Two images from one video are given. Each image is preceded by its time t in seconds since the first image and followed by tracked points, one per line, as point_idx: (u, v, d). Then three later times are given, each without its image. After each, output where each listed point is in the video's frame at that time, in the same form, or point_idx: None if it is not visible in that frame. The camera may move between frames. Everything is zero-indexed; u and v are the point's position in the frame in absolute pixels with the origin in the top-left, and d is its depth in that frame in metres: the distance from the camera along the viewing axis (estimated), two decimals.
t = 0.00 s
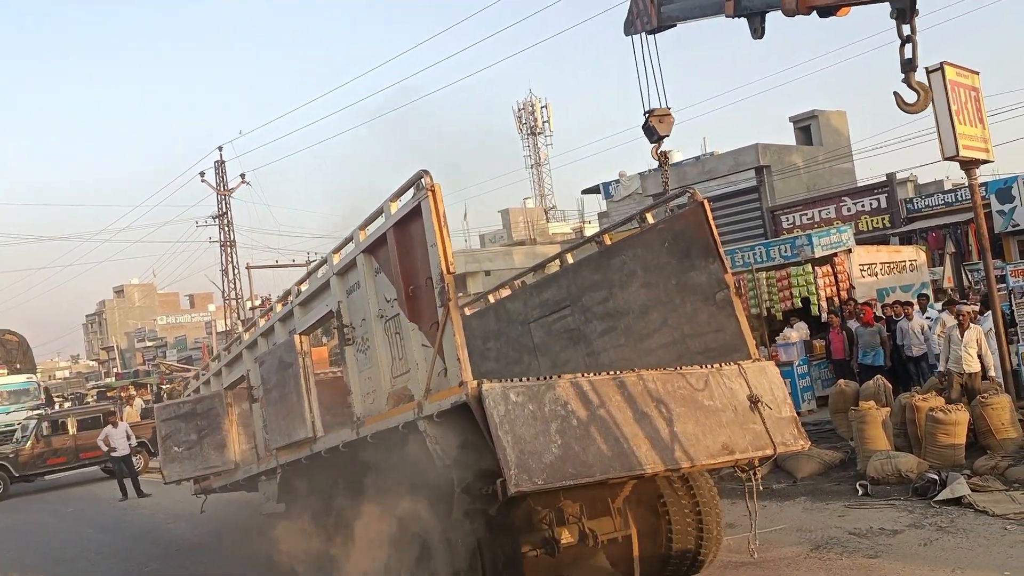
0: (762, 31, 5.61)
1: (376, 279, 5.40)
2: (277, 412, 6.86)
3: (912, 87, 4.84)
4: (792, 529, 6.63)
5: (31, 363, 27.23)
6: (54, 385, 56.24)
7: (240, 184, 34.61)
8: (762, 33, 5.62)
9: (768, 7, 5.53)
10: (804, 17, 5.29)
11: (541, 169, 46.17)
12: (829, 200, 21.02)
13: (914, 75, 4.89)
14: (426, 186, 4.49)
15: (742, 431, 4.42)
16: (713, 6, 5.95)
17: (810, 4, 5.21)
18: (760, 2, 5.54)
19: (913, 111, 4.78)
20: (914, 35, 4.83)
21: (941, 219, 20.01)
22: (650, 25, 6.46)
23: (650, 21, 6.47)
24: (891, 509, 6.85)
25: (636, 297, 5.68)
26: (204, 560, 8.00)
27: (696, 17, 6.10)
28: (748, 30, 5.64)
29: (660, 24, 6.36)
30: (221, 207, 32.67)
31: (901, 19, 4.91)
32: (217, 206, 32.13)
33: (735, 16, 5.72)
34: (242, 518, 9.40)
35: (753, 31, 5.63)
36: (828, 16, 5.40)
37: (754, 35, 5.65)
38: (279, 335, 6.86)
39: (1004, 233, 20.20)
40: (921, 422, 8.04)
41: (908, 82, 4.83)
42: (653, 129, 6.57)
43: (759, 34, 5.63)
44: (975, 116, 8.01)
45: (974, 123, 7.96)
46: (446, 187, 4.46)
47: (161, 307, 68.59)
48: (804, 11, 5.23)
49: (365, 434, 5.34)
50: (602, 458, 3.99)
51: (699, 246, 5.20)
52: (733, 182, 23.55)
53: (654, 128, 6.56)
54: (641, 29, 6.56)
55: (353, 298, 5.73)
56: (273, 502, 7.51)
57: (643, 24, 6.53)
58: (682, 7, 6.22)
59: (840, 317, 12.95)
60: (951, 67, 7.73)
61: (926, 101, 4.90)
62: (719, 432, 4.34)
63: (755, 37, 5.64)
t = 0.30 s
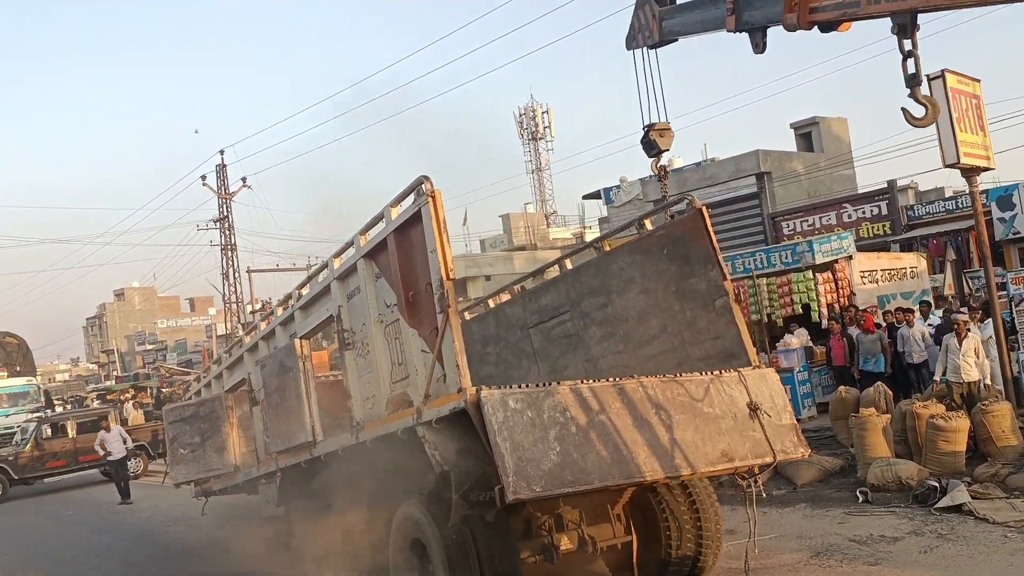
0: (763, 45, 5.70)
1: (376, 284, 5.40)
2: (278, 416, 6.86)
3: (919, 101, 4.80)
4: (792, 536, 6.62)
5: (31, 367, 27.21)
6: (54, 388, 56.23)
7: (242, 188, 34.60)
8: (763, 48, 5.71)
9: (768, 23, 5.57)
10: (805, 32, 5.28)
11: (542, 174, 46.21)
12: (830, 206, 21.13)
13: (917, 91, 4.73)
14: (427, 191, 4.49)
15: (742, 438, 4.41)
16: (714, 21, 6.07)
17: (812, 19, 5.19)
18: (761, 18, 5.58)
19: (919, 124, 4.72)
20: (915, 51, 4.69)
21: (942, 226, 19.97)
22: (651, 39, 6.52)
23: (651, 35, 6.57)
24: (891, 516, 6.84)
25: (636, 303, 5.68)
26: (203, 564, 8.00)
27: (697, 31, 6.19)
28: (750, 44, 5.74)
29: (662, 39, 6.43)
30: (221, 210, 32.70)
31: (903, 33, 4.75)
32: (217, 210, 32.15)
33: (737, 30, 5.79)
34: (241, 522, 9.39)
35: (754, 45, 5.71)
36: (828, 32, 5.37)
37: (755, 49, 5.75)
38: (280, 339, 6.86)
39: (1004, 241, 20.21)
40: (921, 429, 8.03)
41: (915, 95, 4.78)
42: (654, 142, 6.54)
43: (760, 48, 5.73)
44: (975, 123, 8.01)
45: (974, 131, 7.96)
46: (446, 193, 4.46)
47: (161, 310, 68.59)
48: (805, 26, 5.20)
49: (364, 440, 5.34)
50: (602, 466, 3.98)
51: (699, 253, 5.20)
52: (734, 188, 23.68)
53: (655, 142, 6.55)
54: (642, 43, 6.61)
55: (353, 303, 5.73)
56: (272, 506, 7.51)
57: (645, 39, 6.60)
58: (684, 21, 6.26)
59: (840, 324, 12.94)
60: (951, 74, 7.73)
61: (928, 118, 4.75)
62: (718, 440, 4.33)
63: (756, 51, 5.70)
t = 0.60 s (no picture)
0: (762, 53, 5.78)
1: (375, 285, 5.40)
2: (280, 416, 6.86)
3: (922, 108, 4.85)
4: (793, 536, 6.62)
5: (31, 368, 27.20)
6: (54, 389, 56.22)
7: (242, 189, 34.61)
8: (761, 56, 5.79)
9: (767, 31, 5.62)
10: (805, 40, 5.35)
11: (542, 174, 46.20)
12: (830, 205, 21.03)
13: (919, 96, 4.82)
14: (424, 191, 4.49)
15: (742, 438, 4.41)
16: (713, 29, 6.08)
17: (811, 27, 5.26)
18: (760, 26, 5.65)
19: (919, 130, 4.81)
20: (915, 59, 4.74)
21: (941, 225, 20.07)
22: (650, 48, 6.60)
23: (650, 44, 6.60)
24: (892, 515, 6.83)
25: (637, 303, 5.68)
26: (205, 566, 7.99)
27: (696, 39, 6.25)
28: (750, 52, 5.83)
29: (661, 47, 6.50)
30: (220, 211, 32.69)
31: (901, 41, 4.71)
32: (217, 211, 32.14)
33: (736, 39, 5.87)
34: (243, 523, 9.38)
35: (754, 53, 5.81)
36: (828, 40, 5.38)
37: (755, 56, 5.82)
38: (280, 340, 6.86)
39: (1004, 239, 20.25)
40: (921, 428, 8.03)
41: (914, 101, 4.90)
42: (650, 151, 6.56)
43: (759, 56, 5.81)
44: (974, 122, 8.01)
45: (974, 129, 7.96)
46: (445, 192, 4.45)
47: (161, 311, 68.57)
48: (804, 33, 5.28)
49: (364, 440, 5.34)
50: (601, 466, 3.98)
51: (699, 253, 5.20)
52: (732, 188, 23.63)
53: (650, 151, 6.57)
54: (641, 52, 6.69)
55: (353, 303, 5.72)
56: (273, 507, 7.50)
57: (644, 48, 6.67)
58: (683, 30, 6.34)
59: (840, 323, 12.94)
60: (951, 73, 7.72)
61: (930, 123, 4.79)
62: (718, 439, 4.33)
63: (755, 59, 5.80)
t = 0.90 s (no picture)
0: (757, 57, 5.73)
1: (370, 278, 5.39)
2: (278, 409, 6.87)
3: (907, 111, 4.92)
4: (789, 526, 6.64)
5: (27, 363, 27.16)
6: (50, 384, 56.13)
7: (236, 182, 34.50)
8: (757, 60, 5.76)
9: (761, 34, 5.58)
10: (799, 42, 5.38)
11: (537, 166, 46.13)
12: (825, 197, 21.22)
13: (909, 99, 4.86)
14: (418, 184, 4.48)
15: (739, 430, 4.41)
16: (707, 33, 6.03)
17: (805, 29, 5.29)
18: (754, 29, 5.60)
19: (906, 133, 4.87)
20: (907, 60, 4.84)
21: (936, 216, 19.99)
22: (645, 52, 6.46)
23: (643, 48, 6.49)
24: (888, 505, 6.86)
25: (634, 296, 5.68)
26: (202, 559, 7.99)
27: (691, 44, 6.16)
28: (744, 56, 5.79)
29: (655, 51, 6.36)
30: (215, 205, 32.60)
31: (894, 43, 4.95)
32: (212, 204, 32.05)
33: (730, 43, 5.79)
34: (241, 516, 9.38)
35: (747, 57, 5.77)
36: (823, 42, 5.39)
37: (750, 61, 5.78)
38: (277, 333, 6.85)
39: (998, 230, 20.31)
40: (916, 418, 8.05)
41: (904, 105, 4.91)
42: (643, 155, 6.56)
43: (753, 59, 5.77)
44: (969, 112, 8.01)
45: (969, 120, 7.96)
46: (439, 185, 4.44)
47: (156, 306, 68.40)
48: (798, 36, 5.31)
49: (360, 434, 5.34)
50: (597, 459, 3.98)
51: (696, 244, 5.20)
52: (728, 179, 23.66)
53: (644, 154, 6.55)
54: (636, 56, 6.53)
55: (348, 296, 5.72)
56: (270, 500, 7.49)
57: (639, 52, 6.52)
58: (678, 33, 6.20)
59: (836, 314, 12.97)
60: (946, 63, 7.72)
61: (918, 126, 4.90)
62: (714, 432, 4.34)
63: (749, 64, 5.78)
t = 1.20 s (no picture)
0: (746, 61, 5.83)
1: (361, 273, 5.38)
2: (270, 404, 6.86)
3: (894, 114, 5.06)
4: (780, 517, 6.67)
5: (16, 361, 27.02)
6: (40, 382, 55.84)
7: (225, 178, 34.36)
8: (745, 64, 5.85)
9: (750, 38, 5.67)
10: (787, 46, 5.46)
11: (528, 160, 46.09)
12: (814, 189, 21.08)
13: (896, 103, 5.00)
14: (409, 178, 4.47)
15: (731, 423, 4.43)
16: (696, 38, 6.10)
17: (793, 34, 5.38)
18: (743, 33, 5.70)
19: (892, 135, 5.05)
20: (894, 63, 4.97)
21: (924, 207, 20.29)
22: (634, 57, 6.59)
23: (633, 53, 6.59)
24: (878, 496, 6.90)
25: (625, 289, 5.69)
26: (193, 556, 7.97)
27: (679, 48, 6.24)
28: (733, 60, 5.87)
29: (645, 56, 6.47)
30: (205, 201, 32.45)
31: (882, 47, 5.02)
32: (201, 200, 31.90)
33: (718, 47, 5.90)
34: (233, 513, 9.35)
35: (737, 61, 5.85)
36: (811, 46, 5.48)
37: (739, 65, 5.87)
38: (268, 329, 6.83)
39: (986, 221, 20.43)
40: (906, 409, 8.10)
41: (891, 109, 5.05)
42: (636, 160, 6.56)
43: (743, 64, 5.85)
44: (958, 104, 8.05)
45: (957, 112, 8.00)
46: (430, 179, 4.44)
47: (146, 302, 68.07)
48: (786, 40, 5.39)
49: (352, 429, 5.34)
50: (591, 452, 3.99)
51: (687, 238, 5.21)
52: (719, 171, 23.75)
53: (636, 160, 6.56)
54: (625, 62, 6.65)
55: (339, 291, 5.71)
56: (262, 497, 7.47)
57: (628, 58, 6.64)
58: (668, 39, 6.32)
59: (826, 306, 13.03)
60: (935, 54, 7.74)
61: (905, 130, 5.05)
62: (706, 424, 4.35)
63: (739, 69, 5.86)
